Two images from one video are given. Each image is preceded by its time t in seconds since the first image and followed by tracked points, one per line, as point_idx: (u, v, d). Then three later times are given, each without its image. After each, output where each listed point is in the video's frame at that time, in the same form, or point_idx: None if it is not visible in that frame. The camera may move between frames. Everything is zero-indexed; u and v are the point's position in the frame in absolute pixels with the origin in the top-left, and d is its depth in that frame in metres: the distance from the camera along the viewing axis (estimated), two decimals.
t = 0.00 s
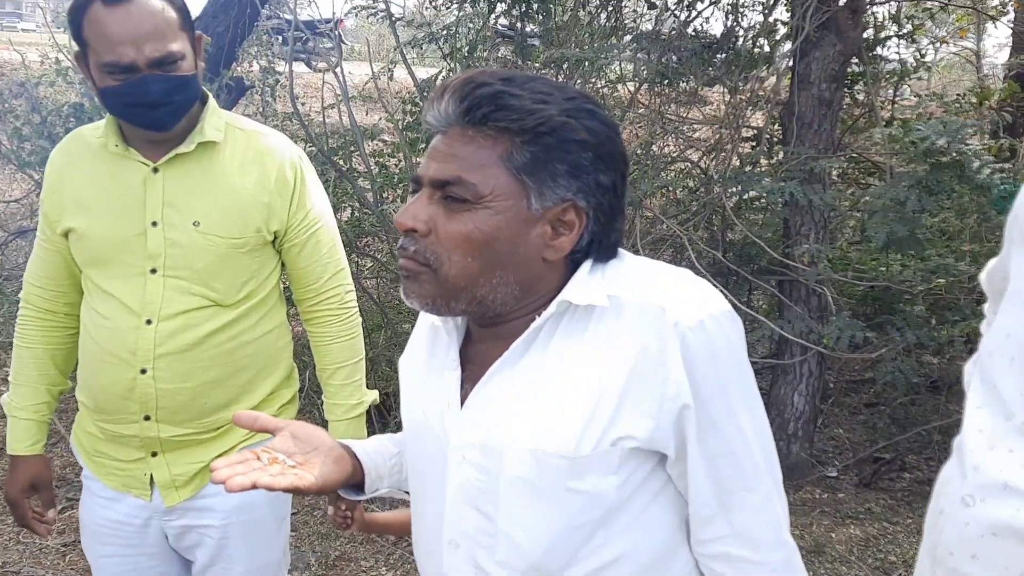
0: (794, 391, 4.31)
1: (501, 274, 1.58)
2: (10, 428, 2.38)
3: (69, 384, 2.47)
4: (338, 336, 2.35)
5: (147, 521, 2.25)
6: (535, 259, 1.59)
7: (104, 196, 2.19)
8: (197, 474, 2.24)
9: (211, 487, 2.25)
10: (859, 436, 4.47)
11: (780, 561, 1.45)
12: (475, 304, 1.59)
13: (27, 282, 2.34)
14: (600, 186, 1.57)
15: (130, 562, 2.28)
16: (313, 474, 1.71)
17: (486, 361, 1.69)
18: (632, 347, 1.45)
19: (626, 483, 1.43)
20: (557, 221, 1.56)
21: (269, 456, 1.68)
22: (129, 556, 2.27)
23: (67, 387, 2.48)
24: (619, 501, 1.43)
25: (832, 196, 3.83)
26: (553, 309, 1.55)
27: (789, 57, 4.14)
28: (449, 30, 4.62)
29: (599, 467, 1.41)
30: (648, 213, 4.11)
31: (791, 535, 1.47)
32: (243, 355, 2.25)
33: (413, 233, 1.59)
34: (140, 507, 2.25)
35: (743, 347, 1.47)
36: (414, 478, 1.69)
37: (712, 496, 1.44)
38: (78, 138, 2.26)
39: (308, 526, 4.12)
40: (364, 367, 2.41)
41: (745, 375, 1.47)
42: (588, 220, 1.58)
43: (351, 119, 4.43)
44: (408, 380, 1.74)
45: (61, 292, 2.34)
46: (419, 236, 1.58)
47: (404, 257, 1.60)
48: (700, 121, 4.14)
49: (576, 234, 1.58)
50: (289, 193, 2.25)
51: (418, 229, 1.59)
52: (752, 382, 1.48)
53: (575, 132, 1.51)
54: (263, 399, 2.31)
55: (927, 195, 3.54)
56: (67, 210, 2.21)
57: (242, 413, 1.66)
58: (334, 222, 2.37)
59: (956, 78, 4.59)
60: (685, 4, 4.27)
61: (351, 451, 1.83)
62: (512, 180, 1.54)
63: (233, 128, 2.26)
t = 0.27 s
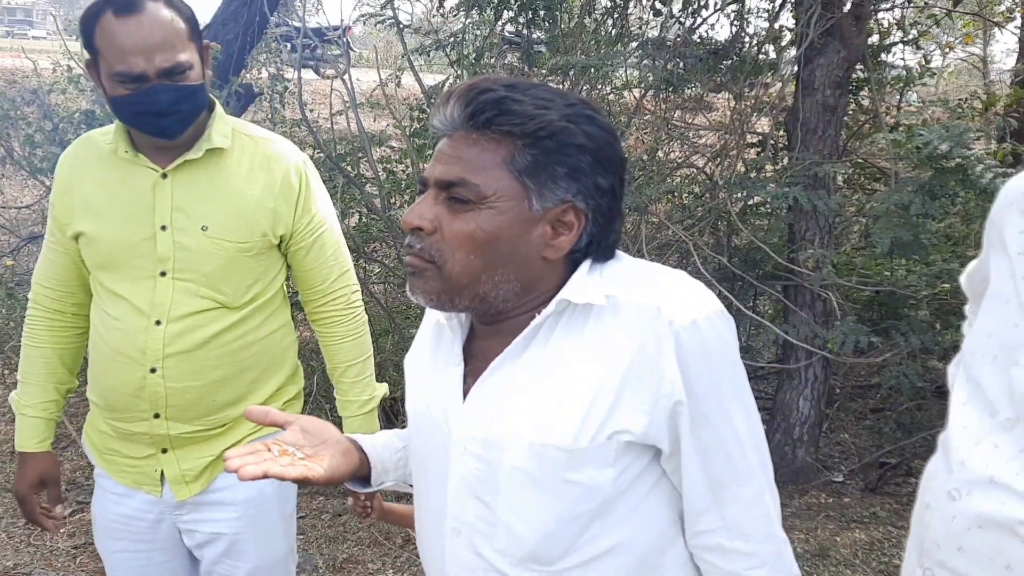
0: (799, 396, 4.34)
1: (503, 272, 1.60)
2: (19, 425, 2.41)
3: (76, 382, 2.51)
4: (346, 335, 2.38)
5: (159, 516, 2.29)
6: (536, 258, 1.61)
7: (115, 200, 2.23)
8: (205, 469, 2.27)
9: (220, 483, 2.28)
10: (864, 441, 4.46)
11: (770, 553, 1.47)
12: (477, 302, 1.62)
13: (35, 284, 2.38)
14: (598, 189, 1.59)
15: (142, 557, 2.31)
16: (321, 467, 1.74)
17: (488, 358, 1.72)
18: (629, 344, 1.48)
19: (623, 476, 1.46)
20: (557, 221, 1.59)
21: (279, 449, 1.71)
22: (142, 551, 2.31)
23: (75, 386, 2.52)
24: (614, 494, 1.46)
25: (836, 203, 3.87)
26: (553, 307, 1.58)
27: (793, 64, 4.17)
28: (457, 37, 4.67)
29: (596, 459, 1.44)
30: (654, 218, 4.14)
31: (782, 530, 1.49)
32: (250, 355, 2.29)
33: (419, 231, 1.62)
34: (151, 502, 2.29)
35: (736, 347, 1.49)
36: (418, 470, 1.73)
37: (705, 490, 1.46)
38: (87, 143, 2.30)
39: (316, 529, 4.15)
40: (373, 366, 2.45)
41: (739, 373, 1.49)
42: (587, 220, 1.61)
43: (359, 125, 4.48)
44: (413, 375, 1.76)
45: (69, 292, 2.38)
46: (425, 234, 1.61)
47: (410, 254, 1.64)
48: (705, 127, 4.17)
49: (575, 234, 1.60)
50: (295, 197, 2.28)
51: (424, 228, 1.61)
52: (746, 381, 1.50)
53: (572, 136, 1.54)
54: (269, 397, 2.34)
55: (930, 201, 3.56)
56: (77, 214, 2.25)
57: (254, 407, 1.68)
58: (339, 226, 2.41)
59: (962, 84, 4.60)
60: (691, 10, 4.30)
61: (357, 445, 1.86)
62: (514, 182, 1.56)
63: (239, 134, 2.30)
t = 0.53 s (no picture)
0: (805, 403, 4.35)
1: (507, 290, 1.59)
2: (36, 426, 2.44)
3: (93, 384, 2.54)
4: (361, 341, 2.40)
5: (173, 518, 2.32)
6: (542, 274, 1.59)
7: (135, 206, 2.25)
8: (218, 472, 2.29)
9: (233, 486, 2.30)
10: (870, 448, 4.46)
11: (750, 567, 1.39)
12: (486, 316, 1.63)
13: (55, 287, 2.41)
14: (602, 204, 1.54)
15: (156, 558, 2.34)
16: (332, 465, 1.75)
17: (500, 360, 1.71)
18: (634, 344, 1.46)
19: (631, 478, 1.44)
20: (560, 237, 1.56)
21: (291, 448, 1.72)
22: (155, 553, 2.34)
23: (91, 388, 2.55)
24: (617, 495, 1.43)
25: (841, 208, 3.89)
26: (564, 313, 1.56)
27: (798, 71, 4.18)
28: (463, 45, 4.69)
29: (600, 457, 1.42)
30: (660, 225, 4.15)
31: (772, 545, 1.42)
32: (263, 359, 2.31)
33: (428, 251, 1.62)
34: (165, 505, 2.31)
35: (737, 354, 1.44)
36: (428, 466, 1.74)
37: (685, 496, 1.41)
38: (108, 149, 2.33)
39: (323, 534, 4.17)
40: (387, 370, 2.46)
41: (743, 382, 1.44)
42: (591, 234, 1.57)
43: (366, 132, 4.50)
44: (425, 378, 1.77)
45: (88, 295, 2.40)
46: (433, 253, 1.61)
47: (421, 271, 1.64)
48: (710, 134, 4.19)
49: (580, 248, 1.57)
50: (310, 204, 2.31)
51: (432, 247, 1.61)
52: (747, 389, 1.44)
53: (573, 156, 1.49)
54: (281, 401, 2.37)
55: (934, 208, 3.57)
56: (97, 218, 2.28)
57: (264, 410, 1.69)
58: (353, 232, 2.43)
59: (968, 91, 4.61)
60: (696, 18, 4.32)
61: (368, 442, 1.87)
62: (514, 203, 1.53)
63: (256, 142, 2.32)
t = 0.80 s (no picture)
0: (809, 410, 4.36)
1: (533, 292, 1.54)
2: (59, 426, 2.45)
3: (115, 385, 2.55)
4: (376, 349, 2.41)
5: (185, 522, 2.32)
6: (565, 275, 1.55)
7: (158, 209, 2.28)
8: (231, 477, 2.31)
9: (245, 489, 2.31)
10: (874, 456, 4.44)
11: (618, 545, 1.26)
12: (513, 322, 1.58)
13: (79, 288, 2.43)
14: (620, 201, 1.52)
15: (167, 560, 2.34)
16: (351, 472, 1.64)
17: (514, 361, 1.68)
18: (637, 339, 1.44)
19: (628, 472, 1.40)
20: (582, 236, 1.52)
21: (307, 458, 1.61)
22: (166, 556, 2.34)
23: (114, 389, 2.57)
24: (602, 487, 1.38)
25: (846, 217, 3.90)
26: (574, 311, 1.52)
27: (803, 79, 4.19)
28: (468, 52, 4.71)
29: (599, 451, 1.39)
30: (664, 232, 4.16)
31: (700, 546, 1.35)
32: (278, 364, 2.32)
33: (452, 260, 1.56)
34: (178, 507, 2.31)
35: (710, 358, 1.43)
36: (444, 464, 1.68)
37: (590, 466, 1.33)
38: (133, 153, 2.36)
39: (327, 540, 4.17)
40: (401, 378, 2.48)
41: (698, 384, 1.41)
42: (612, 232, 1.54)
43: (372, 139, 4.52)
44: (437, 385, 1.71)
45: (111, 296, 2.43)
46: (458, 262, 1.55)
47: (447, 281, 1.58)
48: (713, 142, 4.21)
49: (602, 247, 1.54)
50: (330, 211, 2.32)
51: (455, 255, 1.55)
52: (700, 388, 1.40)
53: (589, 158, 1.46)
54: (295, 408, 2.37)
55: (938, 216, 3.58)
56: (120, 220, 2.30)
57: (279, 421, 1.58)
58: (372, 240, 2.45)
59: (972, 99, 4.62)
60: (701, 26, 4.34)
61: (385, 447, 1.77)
62: (535, 207, 1.49)
63: (279, 150, 2.34)
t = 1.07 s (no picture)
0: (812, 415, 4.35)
1: (540, 294, 1.56)
2: (71, 423, 2.47)
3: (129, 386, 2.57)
4: (388, 355, 2.42)
5: (194, 523, 2.33)
6: (570, 274, 1.56)
7: (174, 213, 2.30)
8: (239, 479, 2.32)
9: (253, 492, 2.31)
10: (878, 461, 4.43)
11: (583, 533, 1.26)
12: (522, 324, 1.59)
13: (97, 288, 2.46)
14: (620, 199, 1.53)
15: (175, 561, 2.35)
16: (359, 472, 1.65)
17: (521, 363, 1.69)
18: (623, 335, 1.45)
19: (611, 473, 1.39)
20: (584, 235, 1.53)
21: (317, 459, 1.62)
22: (175, 557, 2.35)
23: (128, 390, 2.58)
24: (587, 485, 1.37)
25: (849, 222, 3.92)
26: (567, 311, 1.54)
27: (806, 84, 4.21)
28: (472, 58, 4.71)
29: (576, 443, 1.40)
30: (668, 237, 4.17)
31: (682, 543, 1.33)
32: (287, 368, 2.32)
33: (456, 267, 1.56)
34: (187, 509, 2.33)
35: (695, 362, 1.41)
36: (443, 467, 1.65)
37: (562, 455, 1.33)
38: (153, 158, 2.39)
39: (331, 544, 4.18)
40: (413, 383, 2.48)
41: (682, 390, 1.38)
42: (613, 229, 1.55)
43: (376, 143, 4.54)
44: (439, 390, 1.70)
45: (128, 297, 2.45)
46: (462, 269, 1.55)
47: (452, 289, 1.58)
48: (717, 148, 4.23)
49: (604, 243, 1.55)
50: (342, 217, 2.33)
51: (460, 261, 1.55)
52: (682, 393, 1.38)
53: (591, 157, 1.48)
54: (304, 413, 2.37)
55: (942, 222, 3.60)
56: (137, 223, 2.33)
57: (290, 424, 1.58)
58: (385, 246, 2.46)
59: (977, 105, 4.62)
60: (705, 32, 4.35)
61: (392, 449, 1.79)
62: (538, 210, 1.49)
63: (293, 156, 2.36)
